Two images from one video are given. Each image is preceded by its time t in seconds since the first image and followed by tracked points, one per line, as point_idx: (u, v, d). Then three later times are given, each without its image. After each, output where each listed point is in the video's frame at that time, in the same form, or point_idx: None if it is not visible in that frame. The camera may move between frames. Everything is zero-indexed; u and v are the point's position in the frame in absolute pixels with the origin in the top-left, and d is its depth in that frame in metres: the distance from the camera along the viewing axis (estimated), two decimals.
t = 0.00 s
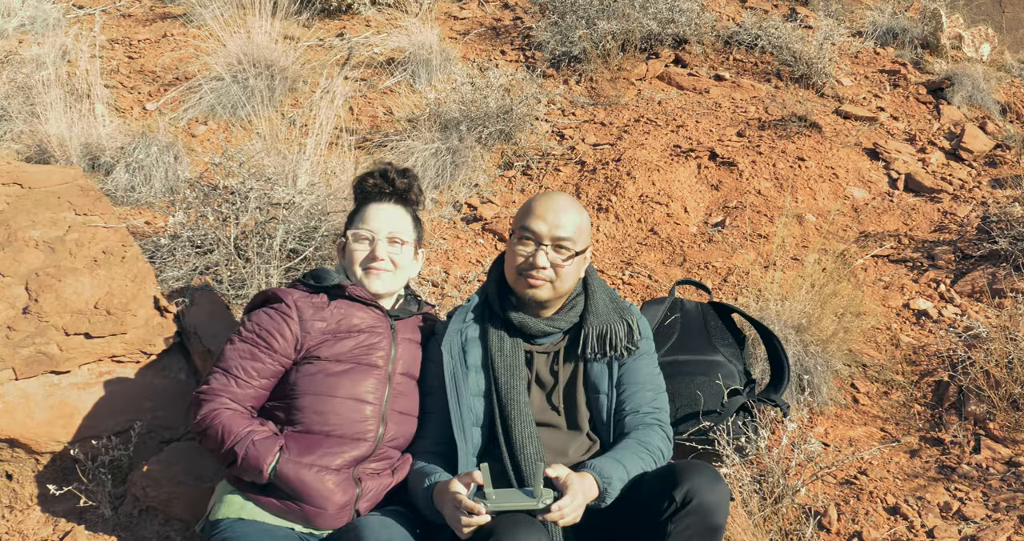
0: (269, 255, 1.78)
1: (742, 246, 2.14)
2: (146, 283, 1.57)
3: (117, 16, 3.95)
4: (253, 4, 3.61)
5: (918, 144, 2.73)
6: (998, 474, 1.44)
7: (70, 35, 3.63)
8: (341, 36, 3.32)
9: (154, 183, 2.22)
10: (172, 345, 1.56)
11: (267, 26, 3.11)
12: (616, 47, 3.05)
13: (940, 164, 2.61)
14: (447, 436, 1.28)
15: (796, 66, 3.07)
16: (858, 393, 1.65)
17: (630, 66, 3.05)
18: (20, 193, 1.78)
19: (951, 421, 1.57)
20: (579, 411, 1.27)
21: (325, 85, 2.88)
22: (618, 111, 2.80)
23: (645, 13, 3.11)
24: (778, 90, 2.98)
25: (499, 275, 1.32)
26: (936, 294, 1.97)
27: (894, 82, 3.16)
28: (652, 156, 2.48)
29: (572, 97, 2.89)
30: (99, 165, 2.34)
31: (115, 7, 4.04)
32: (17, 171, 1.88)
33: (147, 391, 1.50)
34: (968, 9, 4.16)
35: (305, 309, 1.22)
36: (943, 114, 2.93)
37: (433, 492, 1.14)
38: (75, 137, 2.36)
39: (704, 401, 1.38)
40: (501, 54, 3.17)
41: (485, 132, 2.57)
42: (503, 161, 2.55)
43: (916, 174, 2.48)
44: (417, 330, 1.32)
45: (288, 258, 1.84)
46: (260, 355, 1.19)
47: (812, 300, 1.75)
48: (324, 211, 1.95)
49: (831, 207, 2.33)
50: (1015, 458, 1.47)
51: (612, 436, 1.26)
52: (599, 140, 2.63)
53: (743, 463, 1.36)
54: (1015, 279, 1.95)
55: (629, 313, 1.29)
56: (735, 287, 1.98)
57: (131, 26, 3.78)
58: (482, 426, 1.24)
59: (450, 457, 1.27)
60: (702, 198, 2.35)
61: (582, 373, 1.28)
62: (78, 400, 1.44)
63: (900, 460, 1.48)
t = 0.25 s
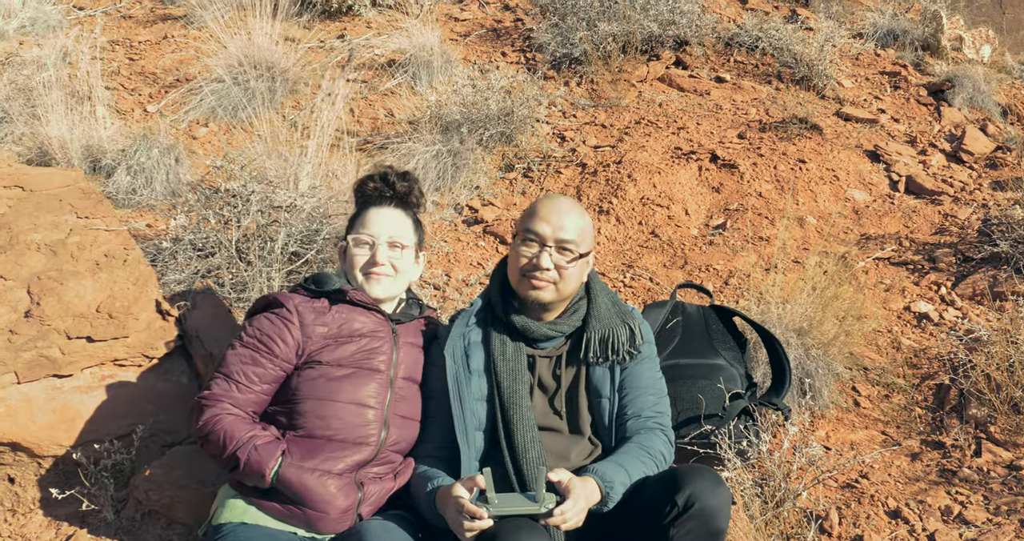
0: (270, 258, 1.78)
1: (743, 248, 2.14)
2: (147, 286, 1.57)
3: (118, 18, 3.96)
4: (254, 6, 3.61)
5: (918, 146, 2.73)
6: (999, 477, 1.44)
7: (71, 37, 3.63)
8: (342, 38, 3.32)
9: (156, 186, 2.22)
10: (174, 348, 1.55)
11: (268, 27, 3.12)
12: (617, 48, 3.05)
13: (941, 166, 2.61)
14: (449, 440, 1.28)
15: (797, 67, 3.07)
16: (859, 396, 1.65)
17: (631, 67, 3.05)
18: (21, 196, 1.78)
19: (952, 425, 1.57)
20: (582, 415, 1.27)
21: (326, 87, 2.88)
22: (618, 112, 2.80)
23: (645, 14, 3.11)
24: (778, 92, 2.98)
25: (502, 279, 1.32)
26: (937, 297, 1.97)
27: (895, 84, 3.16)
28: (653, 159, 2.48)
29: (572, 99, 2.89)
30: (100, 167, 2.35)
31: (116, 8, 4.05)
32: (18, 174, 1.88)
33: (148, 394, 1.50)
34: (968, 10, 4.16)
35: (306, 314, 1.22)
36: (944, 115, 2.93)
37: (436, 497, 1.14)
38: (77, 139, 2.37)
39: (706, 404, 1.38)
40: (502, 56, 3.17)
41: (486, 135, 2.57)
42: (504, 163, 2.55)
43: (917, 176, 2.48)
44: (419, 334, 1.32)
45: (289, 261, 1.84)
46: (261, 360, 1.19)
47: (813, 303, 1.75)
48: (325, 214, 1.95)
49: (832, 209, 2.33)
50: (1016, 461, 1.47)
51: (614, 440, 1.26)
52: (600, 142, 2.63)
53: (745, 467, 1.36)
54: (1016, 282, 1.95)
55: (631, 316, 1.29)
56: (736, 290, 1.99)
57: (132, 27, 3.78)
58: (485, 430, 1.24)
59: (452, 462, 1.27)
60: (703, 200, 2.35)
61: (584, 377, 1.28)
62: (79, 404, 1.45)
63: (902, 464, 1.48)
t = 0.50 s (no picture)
0: (276, 263, 1.81)
1: (740, 253, 2.18)
2: (156, 291, 1.62)
3: (122, 23, 3.99)
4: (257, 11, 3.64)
5: (914, 151, 2.76)
6: (989, 478, 1.48)
7: (76, 42, 3.67)
8: (345, 44, 3.35)
9: (162, 191, 2.26)
10: (183, 351, 1.59)
11: (272, 34, 3.15)
12: (617, 54, 3.08)
13: (935, 172, 2.65)
14: (453, 442, 1.32)
15: (795, 73, 3.11)
16: (852, 399, 1.69)
17: (630, 73, 3.09)
18: (31, 201, 1.81)
19: (943, 427, 1.61)
20: (581, 417, 1.31)
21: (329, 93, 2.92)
22: (618, 118, 2.84)
23: (645, 20, 3.15)
24: (776, 97, 3.01)
25: (504, 285, 1.35)
26: (931, 301, 2.01)
27: (892, 89, 3.20)
28: (652, 164, 2.52)
29: (572, 104, 2.93)
30: (108, 172, 2.39)
31: (120, 13, 4.08)
32: (28, 180, 1.92)
33: (159, 397, 1.54)
34: (965, 15, 4.20)
35: (314, 320, 1.26)
36: (940, 120, 2.97)
37: (440, 497, 1.18)
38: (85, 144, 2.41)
39: (702, 407, 1.42)
40: (503, 61, 3.21)
41: (487, 140, 2.61)
42: (505, 168, 2.59)
43: (912, 181, 2.52)
44: (423, 339, 1.36)
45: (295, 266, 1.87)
46: (270, 365, 1.22)
47: (809, 307, 1.79)
48: (328, 220, 1.98)
49: (828, 214, 2.37)
50: (1005, 462, 1.51)
51: (613, 442, 1.29)
52: (600, 148, 2.66)
53: (740, 467, 1.39)
54: (1008, 286, 1.98)
55: (630, 322, 1.32)
56: (734, 294, 2.02)
57: (137, 32, 3.82)
58: (487, 432, 1.28)
59: (456, 463, 1.31)
60: (701, 205, 2.39)
61: (584, 380, 1.32)
62: (92, 406, 1.48)
63: (893, 465, 1.51)
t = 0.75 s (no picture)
0: (289, 270, 1.90)
1: (733, 259, 2.26)
2: (177, 298, 1.69)
3: (130, 31, 4.07)
4: (264, 20, 3.72)
5: (903, 159, 2.85)
6: (964, 475, 1.56)
7: (87, 51, 3.75)
8: (350, 53, 3.44)
9: (175, 199, 2.33)
10: (202, 355, 1.67)
11: (279, 44, 3.24)
12: (615, 64, 3.17)
13: (924, 179, 2.73)
14: (459, 441, 1.41)
15: (788, 82, 3.19)
16: (837, 400, 1.77)
17: (628, 83, 3.17)
18: (54, 211, 1.89)
19: (923, 427, 1.69)
20: (579, 418, 1.39)
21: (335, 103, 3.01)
22: (616, 127, 2.93)
23: (642, 31, 3.23)
24: (770, 106, 3.10)
25: (507, 293, 1.44)
26: (915, 306, 2.09)
27: (883, 98, 3.28)
28: (648, 173, 2.61)
29: (572, 113, 3.02)
30: (122, 181, 2.46)
31: (129, 22, 4.16)
32: (49, 191, 1.99)
33: (179, 398, 1.62)
34: (957, 24, 4.28)
35: (329, 326, 1.34)
36: (930, 129, 3.05)
37: (447, 491, 1.26)
38: (98, 153, 2.48)
39: (693, 407, 1.50)
40: (505, 71, 3.30)
41: (489, 149, 2.70)
42: (506, 177, 2.67)
43: (900, 189, 2.61)
44: (430, 343, 1.45)
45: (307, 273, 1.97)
46: (288, 368, 1.31)
47: (794, 313, 1.90)
48: (338, 229, 2.08)
49: (819, 221, 2.45)
50: (980, 460, 1.60)
51: (608, 440, 1.38)
52: (598, 156, 2.75)
53: (729, 465, 1.48)
54: (989, 292, 2.07)
55: (625, 328, 1.41)
56: (725, 299, 2.10)
57: (145, 40, 3.89)
58: (491, 432, 1.37)
59: (462, 461, 1.39)
60: (696, 213, 2.47)
61: (581, 383, 1.40)
62: (116, 407, 1.57)
63: (875, 463, 1.60)
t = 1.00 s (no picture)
0: (306, 279, 2.04)
1: (722, 268, 2.40)
2: (203, 306, 1.84)
3: (143, 43, 4.19)
4: (274, 33, 3.85)
5: (887, 171, 2.98)
6: (932, 470, 1.69)
7: (102, 63, 3.88)
8: (356, 67, 3.57)
9: (195, 211, 2.46)
10: (226, 361, 1.83)
11: (289, 59, 3.37)
12: (612, 78, 3.30)
13: (906, 190, 2.86)
14: (466, 438, 1.53)
15: (778, 96, 3.32)
16: (816, 401, 1.91)
17: (625, 97, 3.31)
18: (85, 224, 2.00)
19: (895, 426, 1.82)
20: (576, 417, 1.52)
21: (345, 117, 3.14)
22: (613, 140, 3.06)
23: (638, 46, 3.38)
24: (760, 119, 3.23)
25: (510, 303, 1.57)
26: (893, 312, 2.22)
27: (870, 111, 3.41)
28: (643, 185, 2.74)
29: (571, 126, 3.15)
30: (144, 193, 2.58)
31: (141, 34, 4.29)
32: (79, 204, 2.09)
33: (208, 399, 1.78)
34: (944, 36, 4.42)
35: (348, 334, 1.47)
36: (914, 141, 3.18)
37: (456, 483, 1.39)
38: (122, 166, 2.61)
39: (681, 408, 1.63)
40: (506, 84, 3.43)
41: (492, 162, 2.83)
42: (508, 188, 2.81)
43: (883, 201, 2.74)
44: (440, 349, 1.58)
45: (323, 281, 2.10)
46: (311, 372, 1.44)
47: (776, 320, 2.04)
48: (351, 240, 2.22)
49: (805, 231, 2.59)
50: (948, 457, 1.73)
51: (602, 438, 1.51)
52: (595, 169, 2.88)
53: (714, 460, 1.61)
54: (962, 300, 2.20)
55: (618, 335, 1.54)
56: (714, 306, 2.23)
57: (158, 52, 4.01)
58: (496, 430, 1.50)
59: (469, 456, 1.52)
60: (688, 223, 2.61)
61: (578, 385, 1.53)
62: (149, 407, 1.71)
63: (849, 459, 1.73)
